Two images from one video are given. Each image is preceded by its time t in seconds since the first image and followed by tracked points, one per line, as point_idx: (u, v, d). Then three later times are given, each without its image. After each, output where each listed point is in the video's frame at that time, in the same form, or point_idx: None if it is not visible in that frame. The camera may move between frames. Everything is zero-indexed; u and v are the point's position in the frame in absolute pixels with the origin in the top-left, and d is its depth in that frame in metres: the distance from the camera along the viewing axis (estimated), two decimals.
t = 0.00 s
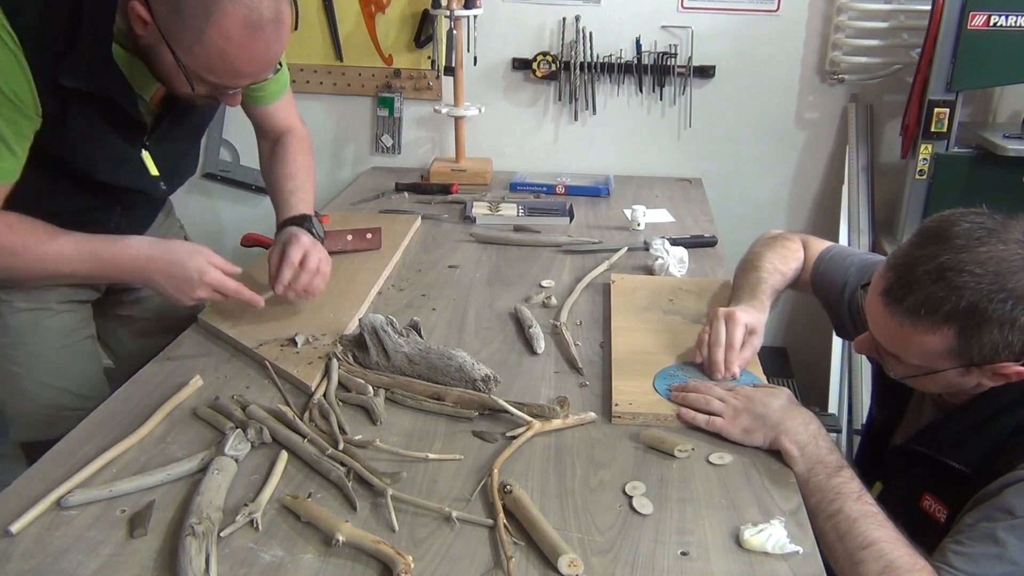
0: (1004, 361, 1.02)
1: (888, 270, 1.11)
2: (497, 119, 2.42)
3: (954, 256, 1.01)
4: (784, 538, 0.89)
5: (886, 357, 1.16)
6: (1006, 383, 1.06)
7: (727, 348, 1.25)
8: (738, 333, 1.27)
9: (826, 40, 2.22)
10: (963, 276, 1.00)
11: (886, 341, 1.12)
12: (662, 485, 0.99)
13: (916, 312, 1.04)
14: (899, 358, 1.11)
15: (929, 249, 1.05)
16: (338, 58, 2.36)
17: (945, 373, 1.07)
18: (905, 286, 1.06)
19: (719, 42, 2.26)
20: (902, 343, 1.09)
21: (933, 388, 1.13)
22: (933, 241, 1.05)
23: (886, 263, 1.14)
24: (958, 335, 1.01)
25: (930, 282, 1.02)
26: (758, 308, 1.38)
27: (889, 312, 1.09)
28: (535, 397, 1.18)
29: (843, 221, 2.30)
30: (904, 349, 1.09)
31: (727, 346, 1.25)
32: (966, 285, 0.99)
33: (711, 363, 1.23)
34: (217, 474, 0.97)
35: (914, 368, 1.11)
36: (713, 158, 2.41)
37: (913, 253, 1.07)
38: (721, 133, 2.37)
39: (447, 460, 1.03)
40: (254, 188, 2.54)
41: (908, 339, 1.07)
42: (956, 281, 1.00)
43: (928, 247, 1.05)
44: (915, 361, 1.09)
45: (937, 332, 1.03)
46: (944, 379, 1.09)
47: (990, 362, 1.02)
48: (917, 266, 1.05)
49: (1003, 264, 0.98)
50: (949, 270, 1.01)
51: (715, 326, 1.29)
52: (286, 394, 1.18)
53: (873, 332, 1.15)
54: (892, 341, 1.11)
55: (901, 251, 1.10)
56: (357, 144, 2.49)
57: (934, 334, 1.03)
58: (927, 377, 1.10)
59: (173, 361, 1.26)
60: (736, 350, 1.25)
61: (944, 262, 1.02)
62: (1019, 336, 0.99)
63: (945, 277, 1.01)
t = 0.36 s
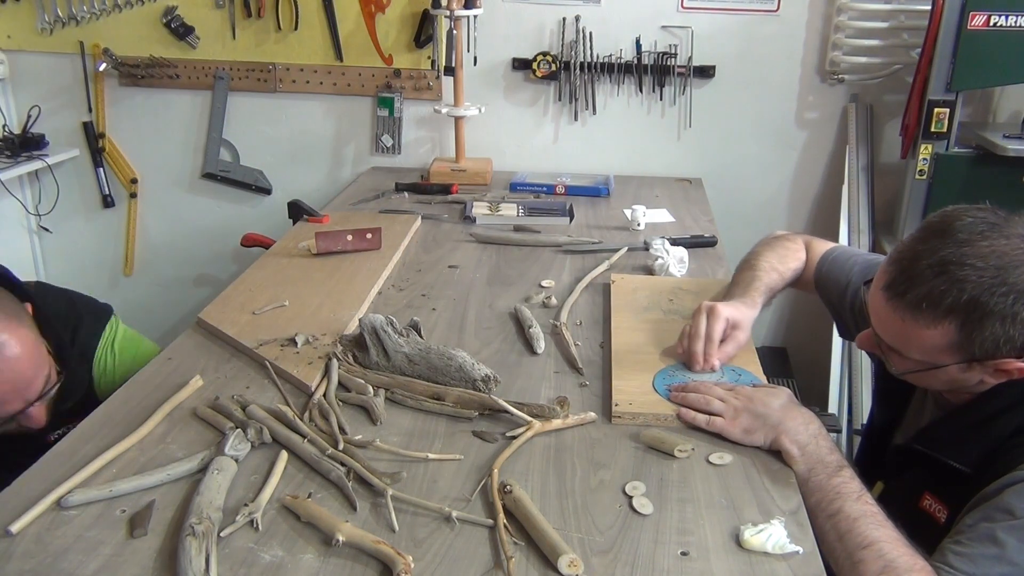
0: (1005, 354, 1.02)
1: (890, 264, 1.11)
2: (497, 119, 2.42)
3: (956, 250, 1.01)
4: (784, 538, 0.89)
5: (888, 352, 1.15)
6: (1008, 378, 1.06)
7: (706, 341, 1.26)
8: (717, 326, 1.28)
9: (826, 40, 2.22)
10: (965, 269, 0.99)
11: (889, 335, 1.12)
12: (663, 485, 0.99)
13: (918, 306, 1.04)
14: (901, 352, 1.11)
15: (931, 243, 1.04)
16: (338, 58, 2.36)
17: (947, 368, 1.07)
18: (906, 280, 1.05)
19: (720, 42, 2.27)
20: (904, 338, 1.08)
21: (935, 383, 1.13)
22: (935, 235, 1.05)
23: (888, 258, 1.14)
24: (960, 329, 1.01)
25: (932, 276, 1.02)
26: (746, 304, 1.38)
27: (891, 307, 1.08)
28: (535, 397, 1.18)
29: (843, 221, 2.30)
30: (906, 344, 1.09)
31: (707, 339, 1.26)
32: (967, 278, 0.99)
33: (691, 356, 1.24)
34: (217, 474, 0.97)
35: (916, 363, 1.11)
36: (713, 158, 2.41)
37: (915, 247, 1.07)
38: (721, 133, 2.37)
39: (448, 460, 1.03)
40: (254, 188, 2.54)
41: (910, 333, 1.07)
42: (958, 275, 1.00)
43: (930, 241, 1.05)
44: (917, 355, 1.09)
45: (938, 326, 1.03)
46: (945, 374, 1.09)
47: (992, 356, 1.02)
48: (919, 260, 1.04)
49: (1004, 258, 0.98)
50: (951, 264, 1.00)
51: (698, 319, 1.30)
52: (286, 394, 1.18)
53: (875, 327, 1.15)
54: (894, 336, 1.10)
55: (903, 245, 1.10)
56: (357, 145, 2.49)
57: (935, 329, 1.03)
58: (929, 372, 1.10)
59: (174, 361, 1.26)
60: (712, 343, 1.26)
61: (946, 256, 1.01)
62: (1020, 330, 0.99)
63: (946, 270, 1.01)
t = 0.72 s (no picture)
0: (1007, 356, 1.02)
1: (891, 267, 1.11)
2: (497, 119, 2.42)
3: (958, 252, 1.01)
4: (784, 538, 0.89)
5: (890, 355, 1.15)
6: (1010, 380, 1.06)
7: (729, 348, 1.25)
8: (739, 332, 1.27)
9: (826, 40, 2.22)
10: (968, 272, 0.99)
11: (891, 338, 1.12)
12: (662, 485, 0.99)
13: (921, 309, 1.04)
14: (903, 355, 1.11)
15: (933, 245, 1.04)
16: (338, 58, 2.36)
17: (949, 371, 1.07)
18: (909, 282, 1.05)
19: (720, 42, 2.27)
20: (906, 340, 1.08)
21: (936, 386, 1.13)
22: (937, 237, 1.05)
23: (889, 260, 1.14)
24: (963, 332, 1.01)
25: (935, 279, 1.02)
26: (761, 308, 1.38)
27: (894, 309, 1.08)
28: (535, 397, 1.18)
29: (843, 221, 2.30)
30: (908, 347, 1.09)
31: (730, 345, 1.25)
32: (969, 281, 0.99)
33: (714, 364, 1.23)
34: (217, 474, 0.97)
35: (917, 366, 1.11)
36: (713, 158, 2.41)
37: (917, 250, 1.07)
38: (721, 133, 2.37)
39: (448, 460, 1.03)
40: (254, 188, 2.55)
41: (912, 336, 1.07)
42: (961, 278, 1.00)
43: (932, 243, 1.05)
44: (919, 358, 1.09)
45: (941, 329, 1.03)
46: (947, 377, 1.09)
47: (995, 359, 1.02)
48: (921, 262, 1.04)
49: (1006, 260, 0.98)
50: (953, 266, 1.00)
51: (717, 328, 1.29)
52: (286, 394, 1.18)
53: (876, 329, 1.15)
54: (896, 338, 1.10)
55: (905, 247, 1.10)
56: (357, 145, 2.49)
57: (938, 331, 1.03)
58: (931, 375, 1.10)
59: (173, 361, 1.26)
60: (737, 350, 1.25)
61: (949, 259, 1.01)
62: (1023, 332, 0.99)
63: (949, 273, 1.01)
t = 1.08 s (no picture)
0: (1015, 356, 1.01)
1: (905, 260, 1.11)
2: (497, 119, 2.42)
3: (975, 247, 1.00)
4: (784, 538, 0.89)
5: (896, 348, 1.15)
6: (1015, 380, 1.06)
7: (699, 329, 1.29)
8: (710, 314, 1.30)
9: (826, 40, 2.22)
10: (984, 267, 0.99)
11: (899, 331, 1.11)
12: (662, 485, 0.99)
13: (933, 302, 1.03)
14: (910, 349, 1.11)
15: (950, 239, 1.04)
16: (338, 58, 2.36)
17: (955, 367, 1.07)
18: (922, 275, 1.05)
19: (720, 42, 2.27)
20: (915, 333, 1.08)
21: (940, 383, 1.13)
22: (954, 231, 1.05)
23: (903, 252, 1.13)
24: (974, 327, 1.01)
25: (949, 273, 1.01)
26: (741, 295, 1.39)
27: (905, 302, 1.08)
28: (535, 397, 1.18)
29: (843, 221, 2.30)
30: (916, 340, 1.09)
31: (694, 321, 1.29)
32: (985, 276, 0.98)
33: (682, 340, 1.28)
34: (217, 474, 0.97)
35: (923, 360, 1.11)
36: (713, 158, 2.41)
37: (933, 242, 1.06)
38: (721, 133, 2.37)
39: (448, 460, 1.03)
40: (254, 188, 2.55)
41: (922, 329, 1.07)
42: (977, 273, 0.99)
43: (950, 236, 1.04)
44: (926, 352, 1.09)
45: (952, 322, 1.02)
46: (953, 373, 1.09)
47: (1003, 357, 1.02)
48: (936, 255, 1.04)
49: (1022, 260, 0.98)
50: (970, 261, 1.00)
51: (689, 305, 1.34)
52: (286, 394, 1.18)
53: (885, 322, 1.14)
54: (904, 332, 1.10)
55: (920, 240, 1.09)
56: (357, 144, 2.49)
57: (949, 325, 1.03)
58: (936, 370, 1.10)
59: (173, 361, 1.26)
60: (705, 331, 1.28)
61: (965, 253, 1.01)
62: None
63: (964, 267, 1.00)
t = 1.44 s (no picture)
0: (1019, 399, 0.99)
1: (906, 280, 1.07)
2: (497, 119, 2.42)
3: (975, 289, 0.97)
4: (785, 538, 0.89)
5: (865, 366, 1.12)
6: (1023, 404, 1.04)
7: (710, 345, 1.25)
8: (722, 330, 1.26)
9: (826, 40, 2.22)
10: (977, 306, 0.95)
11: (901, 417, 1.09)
12: (663, 485, 0.99)
13: (910, 323, 1.00)
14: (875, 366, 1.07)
15: (909, 331, 1.00)
16: (338, 58, 2.36)
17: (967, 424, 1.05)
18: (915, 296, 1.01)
19: (720, 43, 2.27)
20: (884, 350, 1.04)
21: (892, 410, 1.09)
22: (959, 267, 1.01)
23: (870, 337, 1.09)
24: (969, 406, 0.98)
25: (938, 300, 0.98)
26: (747, 308, 1.37)
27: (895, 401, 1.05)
28: (535, 397, 1.18)
29: (843, 222, 2.30)
30: (882, 358, 1.05)
31: (719, 346, 1.25)
32: (960, 361, 0.95)
33: (694, 360, 1.23)
34: (217, 474, 0.97)
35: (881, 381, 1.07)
36: (713, 158, 2.41)
37: (896, 332, 1.02)
38: (721, 133, 2.37)
39: (448, 460, 1.03)
40: (254, 188, 2.55)
41: (891, 347, 1.03)
42: (965, 308, 0.95)
43: (908, 329, 1.00)
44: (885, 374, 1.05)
45: (949, 409, 0.99)
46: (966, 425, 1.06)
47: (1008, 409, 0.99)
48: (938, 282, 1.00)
49: (1003, 318, 0.94)
50: (956, 296, 0.97)
51: (701, 323, 1.28)
52: (286, 394, 1.18)
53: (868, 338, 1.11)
54: (878, 348, 1.06)
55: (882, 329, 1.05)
56: (357, 144, 2.49)
57: (947, 412, 1.00)
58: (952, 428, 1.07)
59: (173, 361, 1.26)
60: (718, 347, 1.25)
61: (965, 288, 0.97)
62: None
63: (958, 301, 0.96)
